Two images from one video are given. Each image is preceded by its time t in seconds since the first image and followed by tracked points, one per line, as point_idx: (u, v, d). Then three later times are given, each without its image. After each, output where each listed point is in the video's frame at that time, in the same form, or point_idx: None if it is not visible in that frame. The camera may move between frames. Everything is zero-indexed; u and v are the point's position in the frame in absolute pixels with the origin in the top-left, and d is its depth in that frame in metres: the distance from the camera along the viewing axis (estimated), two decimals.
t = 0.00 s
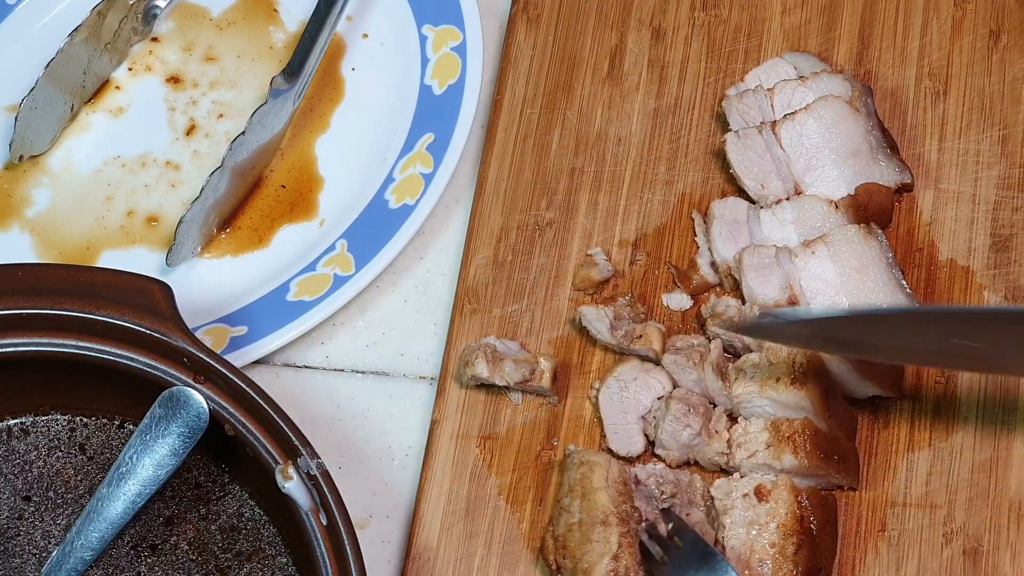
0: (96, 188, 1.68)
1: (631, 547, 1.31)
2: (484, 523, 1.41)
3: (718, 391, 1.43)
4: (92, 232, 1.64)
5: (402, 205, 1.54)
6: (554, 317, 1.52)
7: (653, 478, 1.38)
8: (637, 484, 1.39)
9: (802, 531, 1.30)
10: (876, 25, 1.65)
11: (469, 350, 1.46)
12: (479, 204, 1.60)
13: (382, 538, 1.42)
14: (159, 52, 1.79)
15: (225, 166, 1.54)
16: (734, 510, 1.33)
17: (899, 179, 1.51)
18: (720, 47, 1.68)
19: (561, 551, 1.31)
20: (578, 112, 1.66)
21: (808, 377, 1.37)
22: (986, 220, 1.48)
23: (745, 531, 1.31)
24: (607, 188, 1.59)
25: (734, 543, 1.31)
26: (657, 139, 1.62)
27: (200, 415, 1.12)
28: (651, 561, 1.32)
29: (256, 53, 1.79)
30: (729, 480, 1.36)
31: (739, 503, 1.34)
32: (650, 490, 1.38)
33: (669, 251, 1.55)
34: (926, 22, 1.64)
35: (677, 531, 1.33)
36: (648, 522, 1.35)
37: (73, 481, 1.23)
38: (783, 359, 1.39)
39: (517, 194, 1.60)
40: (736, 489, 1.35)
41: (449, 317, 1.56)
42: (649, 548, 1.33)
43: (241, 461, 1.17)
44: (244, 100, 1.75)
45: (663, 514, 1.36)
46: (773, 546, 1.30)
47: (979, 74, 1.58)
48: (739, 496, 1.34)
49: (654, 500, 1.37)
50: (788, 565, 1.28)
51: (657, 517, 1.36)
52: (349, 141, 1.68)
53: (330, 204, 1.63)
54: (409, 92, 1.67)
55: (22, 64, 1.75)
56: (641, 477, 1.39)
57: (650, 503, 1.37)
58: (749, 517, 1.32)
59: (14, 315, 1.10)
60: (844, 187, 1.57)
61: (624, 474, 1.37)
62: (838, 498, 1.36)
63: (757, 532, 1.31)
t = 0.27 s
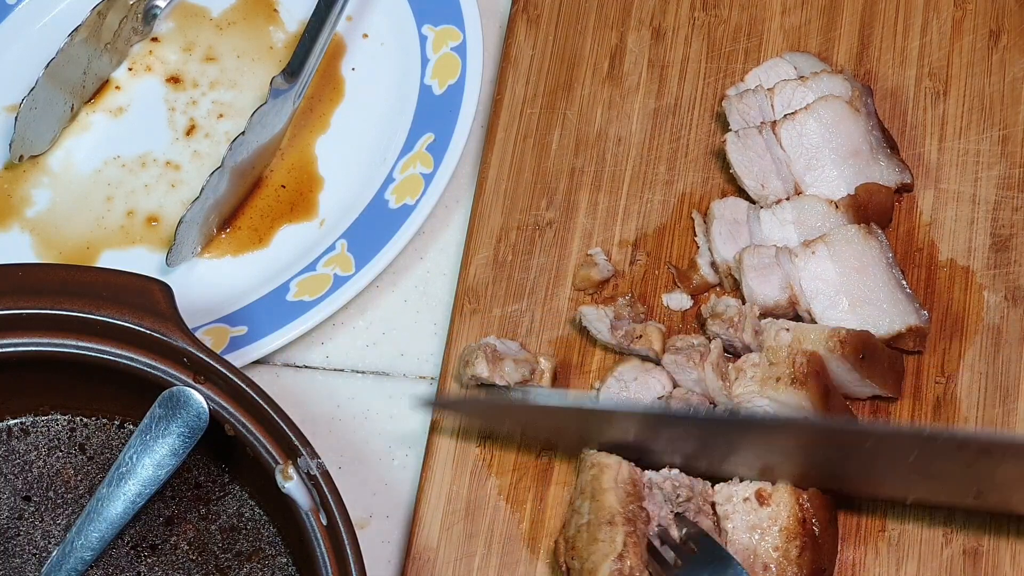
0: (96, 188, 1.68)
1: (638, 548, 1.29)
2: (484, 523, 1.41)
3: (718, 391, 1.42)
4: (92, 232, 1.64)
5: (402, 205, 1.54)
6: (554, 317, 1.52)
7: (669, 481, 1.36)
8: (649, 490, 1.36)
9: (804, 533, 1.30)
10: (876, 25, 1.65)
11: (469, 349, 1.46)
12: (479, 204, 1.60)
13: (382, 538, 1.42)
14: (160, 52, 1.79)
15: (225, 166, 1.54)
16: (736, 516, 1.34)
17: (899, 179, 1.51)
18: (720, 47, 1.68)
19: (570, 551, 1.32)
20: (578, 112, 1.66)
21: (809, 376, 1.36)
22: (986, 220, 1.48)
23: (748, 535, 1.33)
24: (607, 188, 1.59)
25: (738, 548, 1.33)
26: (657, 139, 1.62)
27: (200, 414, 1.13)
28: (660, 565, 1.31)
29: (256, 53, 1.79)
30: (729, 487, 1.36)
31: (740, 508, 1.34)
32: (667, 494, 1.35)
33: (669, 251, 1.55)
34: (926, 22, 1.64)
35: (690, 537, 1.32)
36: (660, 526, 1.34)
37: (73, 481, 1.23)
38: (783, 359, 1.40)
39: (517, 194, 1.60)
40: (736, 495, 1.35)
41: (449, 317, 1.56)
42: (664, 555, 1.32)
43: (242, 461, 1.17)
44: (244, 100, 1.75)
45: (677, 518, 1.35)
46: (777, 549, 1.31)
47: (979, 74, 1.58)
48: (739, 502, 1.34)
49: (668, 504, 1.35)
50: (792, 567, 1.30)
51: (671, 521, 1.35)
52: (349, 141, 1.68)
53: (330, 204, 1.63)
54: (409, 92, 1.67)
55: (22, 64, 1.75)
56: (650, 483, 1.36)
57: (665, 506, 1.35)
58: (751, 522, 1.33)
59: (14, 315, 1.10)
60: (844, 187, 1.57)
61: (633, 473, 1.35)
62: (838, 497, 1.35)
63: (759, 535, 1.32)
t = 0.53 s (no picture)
0: (96, 188, 1.68)
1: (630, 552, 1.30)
2: (484, 523, 1.41)
3: (717, 391, 1.42)
4: (92, 232, 1.64)
5: (401, 205, 1.54)
6: (553, 317, 1.52)
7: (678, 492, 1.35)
8: (651, 498, 1.35)
9: (804, 536, 1.29)
10: (876, 24, 1.65)
11: (469, 349, 1.46)
12: (479, 204, 1.60)
13: (382, 538, 1.42)
14: (160, 52, 1.79)
15: (225, 166, 1.54)
16: (735, 521, 1.33)
17: (898, 179, 1.51)
18: (720, 46, 1.67)
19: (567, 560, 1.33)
20: (578, 112, 1.66)
21: (807, 377, 1.36)
22: (985, 220, 1.48)
23: (748, 540, 1.31)
24: (607, 188, 1.59)
25: (739, 553, 1.32)
26: (657, 138, 1.62)
27: (200, 414, 1.13)
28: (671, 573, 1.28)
29: (256, 53, 1.79)
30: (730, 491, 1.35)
31: (740, 512, 1.33)
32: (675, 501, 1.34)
33: (669, 251, 1.55)
34: (926, 21, 1.64)
35: (701, 546, 1.30)
36: (666, 534, 1.33)
37: (73, 481, 1.23)
38: (782, 360, 1.40)
39: (517, 194, 1.60)
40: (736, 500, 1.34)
41: (449, 317, 1.56)
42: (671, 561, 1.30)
43: (242, 461, 1.17)
44: (244, 100, 1.75)
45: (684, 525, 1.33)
46: (777, 554, 1.30)
47: (979, 73, 1.58)
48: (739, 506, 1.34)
49: (676, 514, 1.33)
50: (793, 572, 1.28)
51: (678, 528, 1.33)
52: (350, 141, 1.68)
53: (330, 204, 1.63)
54: (409, 92, 1.67)
55: (23, 65, 1.76)
56: (655, 490, 1.36)
57: (673, 516, 1.33)
58: (751, 527, 1.32)
59: (14, 315, 1.10)
60: (844, 187, 1.57)
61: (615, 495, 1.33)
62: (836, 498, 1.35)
63: (760, 540, 1.31)
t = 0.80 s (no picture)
0: (96, 188, 1.68)
1: (653, 539, 1.29)
2: (484, 523, 1.41)
3: (718, 390, 1.42)
4: (92, 232, 1.64)
5: (401, 205, 1.54)
6: (553, 317, 1.52)
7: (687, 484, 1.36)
8: (663, 489, 1.34)
9: (806, 536, 1.29)
10: (876, 25, 1.65)
11: (469, 349, 1.46)
12: (479, 204, 1.60)
13: (382, 538, 1.42)
14: (160, 52, 1.79)
15: (225, 166, 1.54)
16: (737, 521, 1.34)
17: (899, 179, 1.51)
18: (720, 47, 1.67)
19: (582, 547, 1.31)
20: (578, 112, 1.66)
21: (808, 377, 1.36)
22: (985, 220, 1.48)
23: (751, 540, 1.32)
24: (607, 188, 1.59)
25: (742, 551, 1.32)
26: (657, 139, 1.62)
27: (200, 414, 1.13)
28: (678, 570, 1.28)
29: (256, 53, 1.79)
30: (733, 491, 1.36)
31: (743, 511, 1.34)
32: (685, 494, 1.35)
33: (669, 251, 1.55)
34: (926, 22, 1.64)
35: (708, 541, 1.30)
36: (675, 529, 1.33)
37: (73, 481, 1.23)
38: (783, 359, 1.40)
39: (517, 195, 1.60)
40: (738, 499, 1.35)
41: (449, 317, 1.56)
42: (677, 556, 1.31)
43: (242, 461, 1.17)
44: (245, 100, 1.75)
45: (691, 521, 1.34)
46: (779, 554, 1.30)
47: (979, 74, 1.58)
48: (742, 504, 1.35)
49: (685, 507, 1.35)
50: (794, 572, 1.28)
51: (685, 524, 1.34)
52: (350, 141, 1.68)
53: (330, 204, 1.63)
54: (409, 92, 1.67)
55: (23, 65, 1.76)
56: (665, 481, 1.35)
57: (683, 508, 1.34)
58: (753, 527, 1.33)
59: (14, 315, 1.10)
60: (844, 187, 1.57)
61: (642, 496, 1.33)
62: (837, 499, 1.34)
63: (762, 540, 1.32)
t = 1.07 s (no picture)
0: (96, 188, 1.68)
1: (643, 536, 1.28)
2: (484, 524, 1.41)
3: (718, 391, 1.44)
4: (92, 232, 1.64)
5: (402, 205, 1.54)
6: (553, 317, 1.52)
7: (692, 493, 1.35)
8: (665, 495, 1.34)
9: (808, 539, 1.30)
10: (876, 25, 1.65)
11: (469, 349, 1.46)
12: (479, 204, 1.60)
13: (382, 538, 1.42)
14: (160, 52, 1.79)
15: (225, 166, 1.54)
16: (740, 523, 1.33)
17: (899, 179, 1.51)
18: (720, 47, 1.67)
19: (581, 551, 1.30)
20: (578, 112, 1.66)
21: (808, 378, 1.39)
22: (985, 220, 1.48)
23: (751, 543, 1.31)
24: (607, 188, 1.59)
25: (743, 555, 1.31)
26: (657, 139, 1.62)
27: (200, 414, 1.12)
28: (679, 575, 1.26)
29: (256, 53, 1.79)
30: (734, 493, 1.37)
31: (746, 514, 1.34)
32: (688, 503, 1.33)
33: (669, 251, 1.55)
34: (926, 22, 1.64)
35: (712, 550, 1.27)
36: (677, 535, 1.31)
37: (73, 481, 1.23)
38: (783, 360, 1.41)
39: (517, 195, 1.60)
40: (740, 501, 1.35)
41: (449, 317, 1.56)
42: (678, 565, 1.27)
43: (242, 461, 1.17)
44: (245, 100, 1.75)
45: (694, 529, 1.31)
46: (781, 558, 1.30)
47: (979, 74, 1.58)
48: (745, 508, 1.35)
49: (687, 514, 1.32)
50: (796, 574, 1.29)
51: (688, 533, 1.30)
52: (350, 141, 1.68)
53: (330, 204, 1.63)
54: (409, 92, 1.67)
55: (23, 65, 1.75)
56: (667, 491, 1.35)
57: (684, 519, 1.31)
58: (755, 530, 1.32)
59: (14, 315, 1.10)
60: (844, 187, 1.57)
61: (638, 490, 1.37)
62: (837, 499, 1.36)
63: (762, 543, 1.31)
